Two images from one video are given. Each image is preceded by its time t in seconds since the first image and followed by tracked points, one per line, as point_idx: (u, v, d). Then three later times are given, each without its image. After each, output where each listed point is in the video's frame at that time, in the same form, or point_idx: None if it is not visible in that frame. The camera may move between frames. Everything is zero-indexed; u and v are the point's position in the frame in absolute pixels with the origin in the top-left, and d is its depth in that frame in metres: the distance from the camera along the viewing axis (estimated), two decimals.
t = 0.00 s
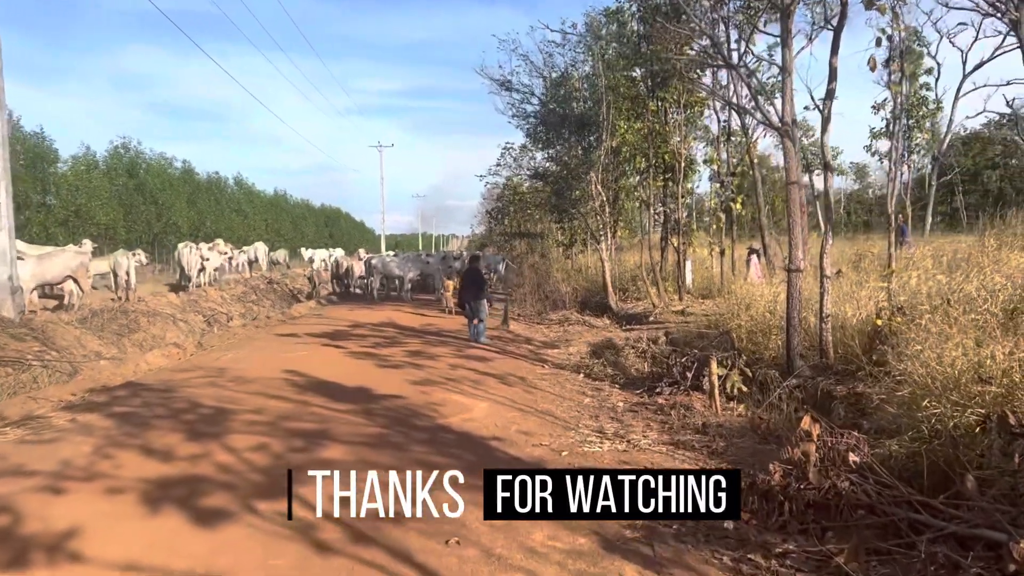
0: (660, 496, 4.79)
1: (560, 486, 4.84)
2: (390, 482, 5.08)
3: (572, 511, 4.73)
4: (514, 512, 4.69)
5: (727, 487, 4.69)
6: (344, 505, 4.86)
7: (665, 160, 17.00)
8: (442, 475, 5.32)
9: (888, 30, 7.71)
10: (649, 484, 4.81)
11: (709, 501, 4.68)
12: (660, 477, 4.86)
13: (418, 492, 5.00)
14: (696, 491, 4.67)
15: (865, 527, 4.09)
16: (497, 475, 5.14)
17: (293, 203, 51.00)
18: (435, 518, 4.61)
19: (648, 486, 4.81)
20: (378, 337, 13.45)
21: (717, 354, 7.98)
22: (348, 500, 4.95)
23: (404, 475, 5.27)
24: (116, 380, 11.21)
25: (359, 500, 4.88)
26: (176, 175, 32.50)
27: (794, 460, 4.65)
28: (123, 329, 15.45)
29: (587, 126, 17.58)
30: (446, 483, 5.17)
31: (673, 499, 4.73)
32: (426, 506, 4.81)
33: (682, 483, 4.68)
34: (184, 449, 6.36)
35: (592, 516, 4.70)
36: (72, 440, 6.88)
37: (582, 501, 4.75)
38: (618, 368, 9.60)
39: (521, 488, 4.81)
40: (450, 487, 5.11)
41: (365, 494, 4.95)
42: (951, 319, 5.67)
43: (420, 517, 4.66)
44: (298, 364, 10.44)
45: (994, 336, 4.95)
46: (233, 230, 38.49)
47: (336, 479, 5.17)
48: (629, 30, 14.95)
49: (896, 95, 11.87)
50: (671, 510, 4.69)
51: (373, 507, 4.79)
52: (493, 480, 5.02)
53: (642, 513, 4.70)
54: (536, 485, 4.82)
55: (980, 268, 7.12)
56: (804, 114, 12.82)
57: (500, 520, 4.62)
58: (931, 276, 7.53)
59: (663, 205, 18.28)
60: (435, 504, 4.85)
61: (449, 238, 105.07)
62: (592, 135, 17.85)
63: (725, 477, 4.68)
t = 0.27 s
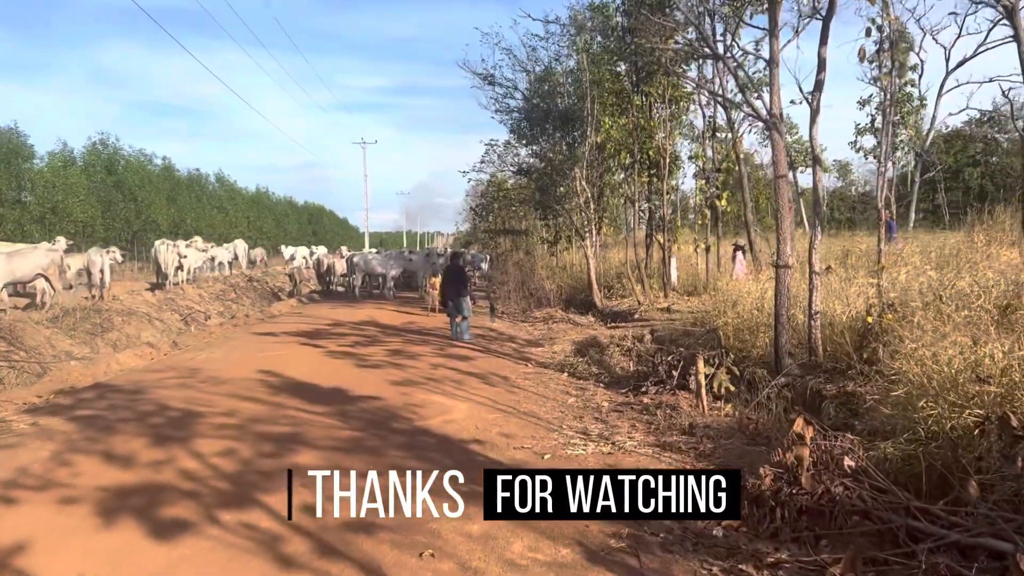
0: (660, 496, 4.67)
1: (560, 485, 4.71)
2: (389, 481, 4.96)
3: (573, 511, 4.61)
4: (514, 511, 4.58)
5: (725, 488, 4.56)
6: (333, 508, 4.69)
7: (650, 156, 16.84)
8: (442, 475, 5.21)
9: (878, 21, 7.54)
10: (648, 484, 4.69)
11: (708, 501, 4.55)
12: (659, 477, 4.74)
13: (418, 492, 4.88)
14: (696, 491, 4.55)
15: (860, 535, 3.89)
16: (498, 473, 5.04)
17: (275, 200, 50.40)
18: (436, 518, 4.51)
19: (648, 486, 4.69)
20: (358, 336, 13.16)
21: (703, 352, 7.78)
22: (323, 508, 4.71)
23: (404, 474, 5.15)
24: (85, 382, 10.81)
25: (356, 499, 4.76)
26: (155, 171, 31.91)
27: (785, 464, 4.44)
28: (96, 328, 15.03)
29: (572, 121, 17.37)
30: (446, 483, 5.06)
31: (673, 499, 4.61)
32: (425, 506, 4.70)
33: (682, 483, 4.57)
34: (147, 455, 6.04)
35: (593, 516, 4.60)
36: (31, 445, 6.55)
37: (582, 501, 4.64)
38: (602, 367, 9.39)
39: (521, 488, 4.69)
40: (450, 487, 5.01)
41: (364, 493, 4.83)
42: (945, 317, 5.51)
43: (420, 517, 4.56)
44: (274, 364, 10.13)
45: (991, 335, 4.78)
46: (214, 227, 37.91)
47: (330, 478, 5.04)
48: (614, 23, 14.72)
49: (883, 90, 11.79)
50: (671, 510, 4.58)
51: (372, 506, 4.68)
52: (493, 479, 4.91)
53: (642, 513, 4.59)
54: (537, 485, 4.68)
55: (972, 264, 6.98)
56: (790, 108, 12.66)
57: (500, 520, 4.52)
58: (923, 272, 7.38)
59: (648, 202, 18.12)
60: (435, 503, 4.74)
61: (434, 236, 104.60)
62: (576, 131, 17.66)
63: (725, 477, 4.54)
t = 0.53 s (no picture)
0: (660, 495, 4.50)
1: (560, 485, 4.62)
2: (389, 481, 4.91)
3: (573, 512, 4.52)
4: (514, 511, 4.51)
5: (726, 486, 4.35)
6: (330, 509, 4.62)
7: (636, 151, 16.62)
8: (442, 475, 5.16)
9: (869, 12, 7.36)
10: (648, 484, 4.50)
11: (708, 500, 4.38)
12: (659, 474, 4.54)
13: (418, 492, 4.84)
14: (696, 491, 4.36)
15: (859, 548, 3.70)
16: (495, 471, 4.89)
17: (258, 195, 49.79)
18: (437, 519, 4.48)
19: (648, 485, 4.50)
20: (339, 334, 12.87)
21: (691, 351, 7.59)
22: (296, 520, 4.47)
23: (403, 474, 5.09)
24: (54, 384, 10.43)
25: (357, 499, 4.71)
26: (135, 166, 31.32)
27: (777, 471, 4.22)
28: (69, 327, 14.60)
29: (557, 115, 17.14)
30: (446, 483, 5.02)
31: (672, 498, 4.44)
32: (426, 506, 4.66)
33: (682, 483, 4.36)
34: (110, 463, 5.74)
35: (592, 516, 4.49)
36: None
37: (582, 501, 4.53)
38: (588, 367, 9.19)
39: (521, 487, 4.59)
40: (450, 488, 4.96)
41: (364, 493, 4.77)
42: (941, 316, 5.34)
43: (420, 518, 4.53)
44: (250, 365, 9.82)
45: (990, 336, 4.60)
46: (197, 223, 37.33)
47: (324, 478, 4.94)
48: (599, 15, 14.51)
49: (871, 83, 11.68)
50: (671, 510, 4.43)
51: (373, 507, 4.64)
52: (492, 476, 4.79)
53: (642, 513, 4.46)
54: (537, 484, 4.59)
55: (967, 261, 6.84)
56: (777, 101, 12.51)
57: (500, 520, 4.47)
58: (915, 270, 7.24)
59: (634, 198, 17.92)
60: (435, 504, 4.71)
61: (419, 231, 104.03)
62: (561, 125, 17.45)
63: (725, 477, 4.32)
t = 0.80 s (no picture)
0: (660, 495, 4.39)
1: (560, 485, 4.50)
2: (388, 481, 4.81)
3: (573, 512, 4.41)
4: (514, 512, 4.39)
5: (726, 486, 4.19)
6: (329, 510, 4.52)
7: (622, 148, 16.40)
8: (442, 475, 5.06)
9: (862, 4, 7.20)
10: (648, 483, 4.37)
11: (708, 500, 4.24)
12: (659, 474, 4.42)
13: (418, 492, 4.75)
14: (696, 491, 4.25)
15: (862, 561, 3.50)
16: (496, 470, 4.79)
17: (242, 193, 49.19)
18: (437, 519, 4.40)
19: (648, 485, 4.38)
20: (320, 334, 12.55)
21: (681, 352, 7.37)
22: (266, 533, 4.19)
23: (403, 474, 4.99)
24: (22, 386, 10.02)
25: (356, 498, 4.61)
26: (116, 164, 30.73)
27: (774, 479, 4.10)
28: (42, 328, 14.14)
29: (543, 111, 16.93)
30: (446, 483, 4.92)
31: (672, 498, 4.34)
32: (426, 507, 4.57)
33: (682, 483, 4.26)
34: (71, 471, 5.42)
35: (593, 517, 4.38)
36: None
37: (582, 501, 4.41)
38: (575, 367, 8.96)
39: (521, 487, 4.47)
40: (450, 488, 4.88)
41: (364, 492, 4.67)
42: (941, 317, 5.17)
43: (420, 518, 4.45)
44: (227, 366, 9.49)
45: (993, 337, 4.43)
46: (179, 222, 36.75)
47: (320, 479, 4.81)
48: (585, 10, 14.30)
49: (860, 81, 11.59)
50: (671, 510, 4.33)
51: (372, 507, 4.54)
52: (492, 477, 4.68)
53: (642, 513, 4.37)
54: (536, 484, 4.45)
55: (963, 261, 6.68)
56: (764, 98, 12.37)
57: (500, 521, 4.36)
58: (910, 269, 7.06)
59: (620, 196, 17.72)
60: (435, 504, 4.62)
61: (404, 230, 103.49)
62: (547, 121, 17.24)
63: (725, 476, 4.16)
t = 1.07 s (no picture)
0: (660, 495, 4.36)
1: (560, 485, 4.50)
2: (389, 481, 4.77)
3: (573, 512, 4.41)
4: (514, 511, 4.39)
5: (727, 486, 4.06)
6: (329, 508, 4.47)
7: (611, 146, 16.17)
8: (442, 475, 5.04)
9: None
10: (647, 483, 4.35)
11: (708, 500, 4.13)
12: (660, 474, 4.39)
13: (417, 492, 4.70)
14: (696, 491, 4.14)
15: None
16: (496, 470, 4.82)
17: (227, 190, 48.60)
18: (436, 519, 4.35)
19: (647, 485, 4.36)
20: (303, 334, 12.26)
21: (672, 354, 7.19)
22: (239, 548, 3.94)
23: (404, 474, 4.98)
24: None
25: (356, 498, 4.56)
26: (99, 160, 30.14)
27: (774, 489, 3.91)
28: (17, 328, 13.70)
29: (531, 108, 16.76)
30: (446, 483, 4.87)
31: (672, 498, 4.29)
32: (426, 506, 4.54)
33: (681, 483, 4.18)
34: (34, 481, 5.12)
35: (593, 517, 4.38)
36: None
37: (582, 501, 4.42)
38: (564, 368, 8.76)
39: (521, 487, 4.48)
40: (450, 488, 4.83)
41: (364, 492, 4.65)
42: (943, 319, 5.02)
43: (420, 517, 4.41)
44: (205, 368, 9.17)
45: (1000, 341, 4.27)
46: (164, 219, 36.19)
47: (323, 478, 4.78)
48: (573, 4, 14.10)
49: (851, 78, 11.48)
50: (671, 510, 4.29)
51: (372, 507, 4.49)
52: (493, 478, 4.72)
53: (642, 514, 4.34)
54: (536, 484, 4.47)
55: (962, 261, 6.54)
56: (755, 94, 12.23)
57: (500, 520, 4.36)
58: (907, 270, 6.89)
59: (609, 194, 17.51)
60: (435, 503, 4.58)
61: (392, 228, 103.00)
62: (535, 117, 17.02)
63: (724, 476, 4.03)
